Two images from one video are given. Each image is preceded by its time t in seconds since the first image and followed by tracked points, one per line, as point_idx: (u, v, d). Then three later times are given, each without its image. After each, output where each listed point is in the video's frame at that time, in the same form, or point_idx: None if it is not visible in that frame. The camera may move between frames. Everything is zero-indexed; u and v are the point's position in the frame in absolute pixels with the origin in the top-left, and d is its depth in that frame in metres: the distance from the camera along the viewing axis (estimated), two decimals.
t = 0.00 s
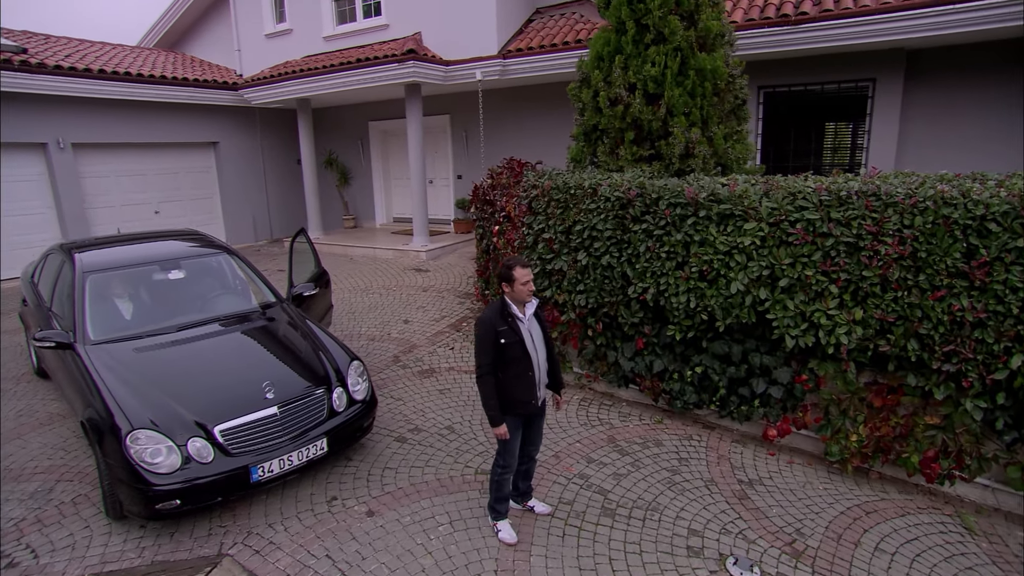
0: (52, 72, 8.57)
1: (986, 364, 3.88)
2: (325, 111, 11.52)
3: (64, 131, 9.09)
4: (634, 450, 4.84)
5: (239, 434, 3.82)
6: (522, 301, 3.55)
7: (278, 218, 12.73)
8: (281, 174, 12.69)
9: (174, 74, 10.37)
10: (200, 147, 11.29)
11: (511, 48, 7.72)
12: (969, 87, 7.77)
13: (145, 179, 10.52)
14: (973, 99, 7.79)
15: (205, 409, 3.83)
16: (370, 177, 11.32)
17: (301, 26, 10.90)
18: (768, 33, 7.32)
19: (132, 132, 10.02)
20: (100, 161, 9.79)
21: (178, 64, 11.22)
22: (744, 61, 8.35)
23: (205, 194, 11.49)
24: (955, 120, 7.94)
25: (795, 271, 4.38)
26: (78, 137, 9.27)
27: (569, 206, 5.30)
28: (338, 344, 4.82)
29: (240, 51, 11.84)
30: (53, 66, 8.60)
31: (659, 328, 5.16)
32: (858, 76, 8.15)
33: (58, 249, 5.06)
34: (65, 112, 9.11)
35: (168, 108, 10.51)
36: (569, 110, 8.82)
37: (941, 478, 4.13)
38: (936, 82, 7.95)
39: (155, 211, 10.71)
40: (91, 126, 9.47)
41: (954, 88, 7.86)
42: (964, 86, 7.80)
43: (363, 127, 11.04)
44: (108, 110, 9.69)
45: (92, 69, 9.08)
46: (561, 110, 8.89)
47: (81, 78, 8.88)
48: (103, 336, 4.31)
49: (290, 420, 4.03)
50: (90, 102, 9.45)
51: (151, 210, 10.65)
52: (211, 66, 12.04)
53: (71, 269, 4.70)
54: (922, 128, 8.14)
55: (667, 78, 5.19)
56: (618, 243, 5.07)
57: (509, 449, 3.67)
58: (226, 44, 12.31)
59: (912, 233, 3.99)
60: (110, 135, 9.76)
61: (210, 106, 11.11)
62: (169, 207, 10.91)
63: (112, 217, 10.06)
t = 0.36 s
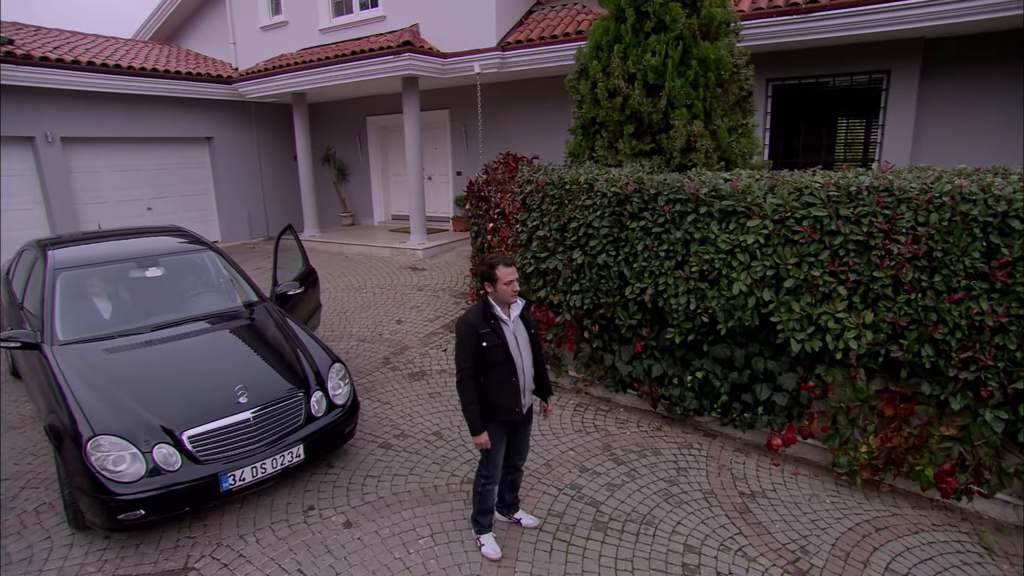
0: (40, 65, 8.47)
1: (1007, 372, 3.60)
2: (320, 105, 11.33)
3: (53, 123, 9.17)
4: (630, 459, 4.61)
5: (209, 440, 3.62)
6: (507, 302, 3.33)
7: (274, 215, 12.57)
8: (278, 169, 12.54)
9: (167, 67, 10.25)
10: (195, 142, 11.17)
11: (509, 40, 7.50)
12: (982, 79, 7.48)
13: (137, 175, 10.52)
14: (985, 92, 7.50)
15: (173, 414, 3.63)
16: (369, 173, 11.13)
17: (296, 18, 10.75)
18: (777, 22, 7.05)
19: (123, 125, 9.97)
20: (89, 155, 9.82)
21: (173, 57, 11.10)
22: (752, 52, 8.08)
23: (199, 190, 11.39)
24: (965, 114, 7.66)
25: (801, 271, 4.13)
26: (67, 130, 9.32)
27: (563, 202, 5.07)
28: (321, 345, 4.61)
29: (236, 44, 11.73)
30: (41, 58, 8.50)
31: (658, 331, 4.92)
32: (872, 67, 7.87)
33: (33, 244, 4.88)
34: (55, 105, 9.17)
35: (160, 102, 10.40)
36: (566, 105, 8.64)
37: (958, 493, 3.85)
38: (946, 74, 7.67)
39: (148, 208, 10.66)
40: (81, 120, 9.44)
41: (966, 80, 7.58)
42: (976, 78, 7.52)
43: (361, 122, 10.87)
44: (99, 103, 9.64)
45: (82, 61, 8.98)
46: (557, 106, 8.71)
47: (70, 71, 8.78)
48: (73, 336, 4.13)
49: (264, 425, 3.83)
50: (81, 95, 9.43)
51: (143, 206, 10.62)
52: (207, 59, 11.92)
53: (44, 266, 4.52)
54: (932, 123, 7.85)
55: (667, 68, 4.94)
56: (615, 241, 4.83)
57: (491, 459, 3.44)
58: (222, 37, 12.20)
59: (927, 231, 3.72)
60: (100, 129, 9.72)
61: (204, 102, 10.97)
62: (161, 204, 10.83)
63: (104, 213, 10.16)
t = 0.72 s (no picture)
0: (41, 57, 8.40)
1: None
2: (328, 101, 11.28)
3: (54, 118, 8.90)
4: (632, 469, 4.37)
5: (184, 444, 3.45)
6: (493, 301, 3.14)
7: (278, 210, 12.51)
8: (283, 163, 12.48)
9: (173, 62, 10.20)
10: (198, 137, 11.12)
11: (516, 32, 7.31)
12: (1012, 70, 7.13)
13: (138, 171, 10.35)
14: (1002, 85, 7.23)
15: (148, 416, 3.47)
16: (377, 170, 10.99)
17: (300, 12, 10.67)
18: (794, 11, 6.77)
19: (130, 121, 9.89)
20: (94, 150, 9.65)
21: (177, 51, 11.07)
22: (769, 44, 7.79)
23: (203, 185, 11.34)
24: (991, 108, 7.34)
25: (815, 271, 3.86)
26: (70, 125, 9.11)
27: (565, 198, 4.84)
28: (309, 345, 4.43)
29: (241, 38, 11.68)
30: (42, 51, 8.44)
31: (663, 335, 4.67)
32: (897, 58, 7.54)
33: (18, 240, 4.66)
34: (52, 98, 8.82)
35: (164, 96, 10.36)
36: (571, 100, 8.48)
37: (986, 514, 3.57)
38: (973, 66, 7.34)
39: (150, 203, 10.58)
40: (88, 116, 9.34)
41: (983, 73, 7.31)
42: (993, 72, 7.25)
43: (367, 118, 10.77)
44: (106, 99, 9.55)
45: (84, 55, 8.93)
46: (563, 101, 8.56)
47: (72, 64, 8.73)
48: (51, 335, 3.98)
49: (245, 429, 3.65)
50: (88, 91, 9.35)
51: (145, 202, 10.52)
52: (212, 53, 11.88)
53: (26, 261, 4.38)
54: (953, 118, 7.54)
55: (676, 58, 4.69)
56: (618, 238, 4.60)
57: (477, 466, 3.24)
58: (227, 32, 12.16)
59: (954, 230, 3.44)
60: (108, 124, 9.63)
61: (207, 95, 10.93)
62: (164, 200, 10.80)
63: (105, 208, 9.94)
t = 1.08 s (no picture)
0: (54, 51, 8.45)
1: None
2: (345, 96, 11.25)
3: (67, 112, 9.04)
4: (640, 479, 4.14)
5: (168, 444, 3.32)
6: (483, 301, 3.00)
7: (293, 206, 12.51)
8: (299, 159, 12.46)
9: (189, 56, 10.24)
10: (213, 132, 11.17)
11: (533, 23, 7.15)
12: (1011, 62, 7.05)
13: (152, 166, 10.51)
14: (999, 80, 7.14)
15: (133, 414, 3.34)
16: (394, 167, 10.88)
17: (315, 5, 10.64)
18: None
19: (142, 116, 9.99)
20: (105, 143, 9.80)
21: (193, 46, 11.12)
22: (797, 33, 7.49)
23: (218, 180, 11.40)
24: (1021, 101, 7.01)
25: (839, 273, 3.59)
26: (82, 119, 9.24)
27: (575, 193, 4.62)
28: (307, 343, 4.28)
29: (256, 32, 11.70)
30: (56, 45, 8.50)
31: (677, 338, 4.42)
32: (936, 48, 7.17)
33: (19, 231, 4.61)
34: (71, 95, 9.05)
35: (178, 90, 10.42)
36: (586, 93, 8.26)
37: None
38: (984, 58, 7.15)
39: (164, 198, 10.70)
40: (99, 110, 9.44)
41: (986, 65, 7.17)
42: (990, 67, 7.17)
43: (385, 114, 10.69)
44: (117, 93, 9.66)
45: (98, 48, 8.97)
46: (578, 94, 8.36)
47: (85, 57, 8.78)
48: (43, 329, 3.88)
49: (233, 430, 3.51)
50: (102, 85, 9.45)
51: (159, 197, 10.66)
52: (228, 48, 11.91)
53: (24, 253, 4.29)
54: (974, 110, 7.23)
55: (694, 46, 4.44)
56: (629, 235, 4.38)
57: (469, 472, 3.15)
58: (243, 27, 12.18)
59: (995, 228, 3.14)
60: (119, 117, 9.73)
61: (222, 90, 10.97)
62: (178, 195, 10.90)
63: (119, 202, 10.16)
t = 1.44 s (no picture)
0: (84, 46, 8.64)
1: None
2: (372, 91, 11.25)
3: (97, 107, 9.39)
4: (655, 490, 3.90)
5: (163, 439, 3.21)
6: (483, 297, 2.86)
7: (318, 202, 12.55)
8: (324, 155, 12.51)
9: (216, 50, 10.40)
10: (240, 126, 11.30)
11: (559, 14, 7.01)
12: None
13: (182, 159, 10.69)
14: None
15: (129, 405, 3.25)
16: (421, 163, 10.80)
17: None
18: None
19: (167, 109, 10.15)
20: (133, 137, 10.01)
21: (221, 40, 11.26)
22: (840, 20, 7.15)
23: (244, 174, 11.53)
24: None
25: (877, 273, 3.31)
26: (111, 113, 9.54)
27: (594, 186, 4.41)
28: (313, 337, 4.15)
29: (283, 26, 11.76)
30: (86, 40, 8.70)
31: (700, 341, 4.17)
32: (997, 34, 6.71)
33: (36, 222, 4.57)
34: (104, 91, 9.44)
35: (205, 85, 10.56)
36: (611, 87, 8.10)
37: None
38: None
39: (190, 193, 10.83)
40: (126, 103, 9.67)
41: None
42: None
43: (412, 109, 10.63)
44: (145, 86, 9.86)
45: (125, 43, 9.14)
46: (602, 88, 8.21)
47: (112, 52, 8.95)
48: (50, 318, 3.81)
49: (231, 426, 3.39)
50: (130, 79, 9.68)
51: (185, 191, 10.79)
52: (255, 42, 12.02)
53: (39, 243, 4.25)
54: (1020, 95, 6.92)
55: (724, 31, 4.19)
56: (650, 231, 4.16)
57: (467, 475, 3.02)
58: (270, 22, 12.27)
59: None
60: (146, 111, 9.94)
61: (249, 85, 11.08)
62: (204, 189, 10.99)
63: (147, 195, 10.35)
